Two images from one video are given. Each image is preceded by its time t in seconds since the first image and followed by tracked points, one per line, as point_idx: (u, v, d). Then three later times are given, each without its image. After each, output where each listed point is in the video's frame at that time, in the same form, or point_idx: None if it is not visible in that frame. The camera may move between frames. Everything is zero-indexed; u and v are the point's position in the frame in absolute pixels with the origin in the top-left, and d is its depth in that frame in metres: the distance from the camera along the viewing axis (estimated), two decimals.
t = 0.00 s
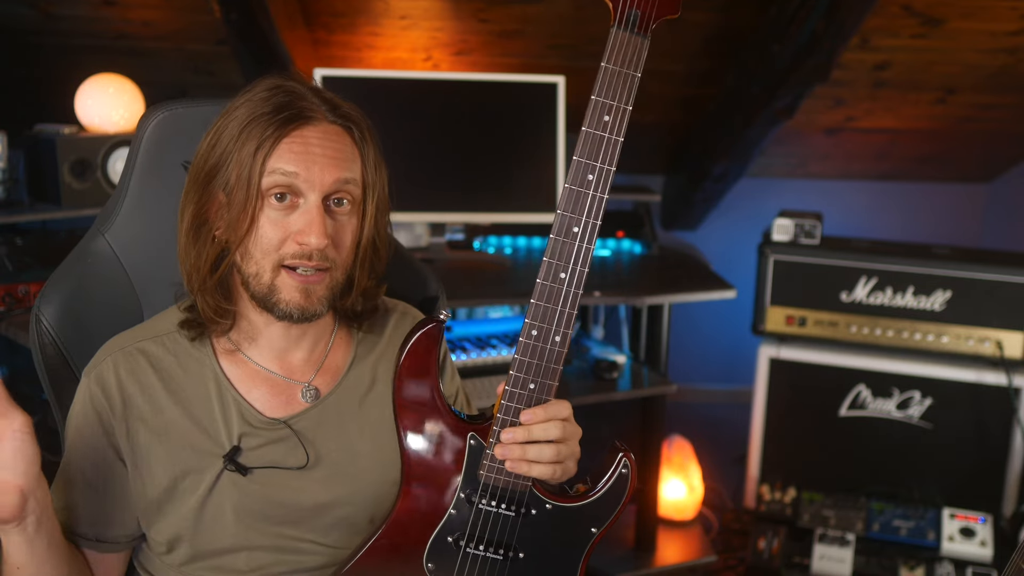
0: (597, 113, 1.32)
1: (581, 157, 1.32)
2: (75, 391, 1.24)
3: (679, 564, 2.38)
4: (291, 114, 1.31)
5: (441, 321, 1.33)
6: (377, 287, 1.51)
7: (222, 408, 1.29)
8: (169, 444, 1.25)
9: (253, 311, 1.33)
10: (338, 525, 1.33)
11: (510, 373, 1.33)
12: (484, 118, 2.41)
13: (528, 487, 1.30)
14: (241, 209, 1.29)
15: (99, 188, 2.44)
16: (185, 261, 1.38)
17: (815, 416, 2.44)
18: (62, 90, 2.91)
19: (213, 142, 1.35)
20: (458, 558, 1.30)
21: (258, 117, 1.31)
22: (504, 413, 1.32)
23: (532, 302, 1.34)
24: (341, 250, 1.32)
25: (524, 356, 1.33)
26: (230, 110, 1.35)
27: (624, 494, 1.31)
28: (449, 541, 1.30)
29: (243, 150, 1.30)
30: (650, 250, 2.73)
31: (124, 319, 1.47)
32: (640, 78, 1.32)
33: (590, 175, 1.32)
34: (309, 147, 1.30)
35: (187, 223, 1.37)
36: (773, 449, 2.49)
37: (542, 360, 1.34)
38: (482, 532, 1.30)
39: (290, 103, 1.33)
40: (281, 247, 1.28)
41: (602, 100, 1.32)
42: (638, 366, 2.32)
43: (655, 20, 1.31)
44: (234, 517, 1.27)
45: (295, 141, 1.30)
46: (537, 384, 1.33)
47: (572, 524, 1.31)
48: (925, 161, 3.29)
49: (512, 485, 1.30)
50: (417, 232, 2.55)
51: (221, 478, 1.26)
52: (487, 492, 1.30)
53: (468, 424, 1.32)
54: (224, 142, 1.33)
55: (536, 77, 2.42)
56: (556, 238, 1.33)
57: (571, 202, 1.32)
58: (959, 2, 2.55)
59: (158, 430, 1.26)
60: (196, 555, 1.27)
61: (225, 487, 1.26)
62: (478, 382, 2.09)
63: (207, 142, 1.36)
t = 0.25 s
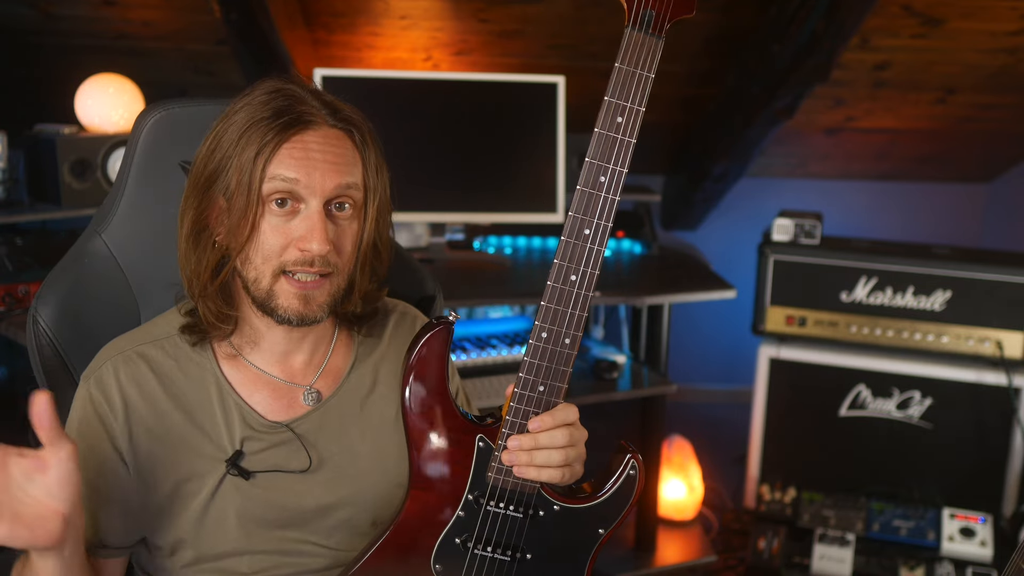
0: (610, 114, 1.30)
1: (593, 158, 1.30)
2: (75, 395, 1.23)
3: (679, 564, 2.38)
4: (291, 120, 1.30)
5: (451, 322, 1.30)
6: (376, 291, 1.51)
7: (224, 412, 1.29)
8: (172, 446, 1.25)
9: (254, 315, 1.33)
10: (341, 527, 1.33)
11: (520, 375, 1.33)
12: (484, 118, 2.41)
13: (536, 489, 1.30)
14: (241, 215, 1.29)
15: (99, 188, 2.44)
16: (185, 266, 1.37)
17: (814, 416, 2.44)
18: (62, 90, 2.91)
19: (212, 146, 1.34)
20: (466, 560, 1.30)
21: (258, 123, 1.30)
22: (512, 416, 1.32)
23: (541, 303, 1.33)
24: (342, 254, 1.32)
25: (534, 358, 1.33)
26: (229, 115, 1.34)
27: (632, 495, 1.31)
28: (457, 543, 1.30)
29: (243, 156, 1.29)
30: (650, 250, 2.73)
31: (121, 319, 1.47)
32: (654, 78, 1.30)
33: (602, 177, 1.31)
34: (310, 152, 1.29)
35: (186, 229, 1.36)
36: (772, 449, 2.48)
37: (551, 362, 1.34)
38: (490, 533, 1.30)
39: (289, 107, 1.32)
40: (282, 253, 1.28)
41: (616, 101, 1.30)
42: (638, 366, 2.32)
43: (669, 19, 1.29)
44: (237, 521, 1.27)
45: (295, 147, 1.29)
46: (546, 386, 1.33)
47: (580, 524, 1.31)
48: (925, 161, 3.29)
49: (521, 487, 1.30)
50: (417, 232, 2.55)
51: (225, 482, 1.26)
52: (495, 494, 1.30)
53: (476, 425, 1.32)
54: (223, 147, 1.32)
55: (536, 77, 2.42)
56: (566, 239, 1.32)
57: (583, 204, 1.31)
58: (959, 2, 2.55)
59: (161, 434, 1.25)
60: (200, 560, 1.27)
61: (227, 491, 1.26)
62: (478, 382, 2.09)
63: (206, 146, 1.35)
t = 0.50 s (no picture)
0: (603, 112, 1.30)
1: (587, 157, 1.30)
2: (78, 393, 1.22)
3: (679, 564, 2.38)
4: (287, 124, 1.31)
5: (446, 322, 1.29)
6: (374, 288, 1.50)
7: (225, 413, 1.29)
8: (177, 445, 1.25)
9: (249, 315, 1.32)
10: (340, 528, 1.33)
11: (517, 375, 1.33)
12: (484, 117, 2.41)
13: (535, 488, 1.30)
14: (236, 217, 1.29)
15: (99, 188, 2.44)
16: (180, 268, 1.37)
17: (814, 416, 2.44)
18: (62, 91, 2.91)
19: (208, 148, 1.34)
20: (465, 560, 1.30)
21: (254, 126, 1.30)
22: (509, 415, 1.31)
23: (538, 303, 1.33)
24: (336, 258, 1.32)
25: (530, 358, 1.33)
26: (226, 117, 1.34)
27: (631, 493, 1.31)
28: (456, 543, 1.30)
29: (239, 159, 1.30)
30: (650, 250, 2.73)
31: (120, 319, 1.47)
32: (648, 76, 1.30)
33: (596, 175, 1.30)
34: (305, 157, 1.29)
35: (179, 231, 1.36)
36: (772, 449, 2.48)
37: (548, 362, 1.33)
38: (488, 533, 1.30)
39: (286, 111, 1.33)
40: (276, 256, 1.28)
41: (609, 99, 1.30)
42: (638, 366, 2.32)
43: (662, 16, 1.28)
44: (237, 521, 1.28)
45: (291, 151, 1.30)
46: (543, 386, 1.33)
47: (579, 523, 1.31)
48: (925, 161, 3.29)
49: (519, 487, 1.30)
50: (417, 232, 2.55)
51: (225, 483, 1.27)
52: (494, 494, 1.30)
53: (473, 426, 1.31)
54: (219, 149, 1.32)
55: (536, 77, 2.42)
56: (561, 239, 1.32)
57: (577, 203, 1.31)
58: (959, 2, 2.55)
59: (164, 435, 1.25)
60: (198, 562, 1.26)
61: (228, 493, 1.27)
62: (477, 383, 2.08)
63: (202, 148, 1.35)
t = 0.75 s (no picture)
0: (602, 113, 1.29)
1: (585, 157, 1.29)
2: (78, 402, 1.21)
3: (679, 564, 2.38)
4: (294, 129, 1.29)
5: (446, 325, 1.30)
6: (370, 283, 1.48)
7: (225, 417, 1.29)
8: (180, 452, 1.25)
9: (252, 320, 1.32)
10: (342, 526, 1.34)
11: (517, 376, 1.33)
12: (484, 118, 2.41)
13: (536, 488, 1.30)
14: (243, 224, 1.28)
15: (99, 188, 2.44)
16: (182, 276, 1.35)
17: (814, 416, 2.44)
18: (62, 91, 2.91)
19: (212, 153, 1.32)
20: (467, 560, 1.29)
21: (261, 131, 1.29)
22: (510, 416, 1.31)
23: (538, 306, 1.32)
24: (344, 263, 1.32)
25: (530, 360, 1.33)
26: (229, 122, 1.32)
27: (631, 492, 1.31)
28: (457, 544, 1.29)
29: (246, 165, 1.28)
30: (650, 250, 2.73)
31: (118, 320, 1.47)
32: (646, 77, 1.29)
33: (595, 176, 1.30)
34: (314, 162, 1.29)
35: (183, 238, 1.34)
36: (772, 449, 2.48)
37: (548, 362, 1.33)
38: (490, 534, 1.30)
39: (291, 116, 1.31)
40: (285, 261, 1.27)
41: (608, 99, 1.29)
42: (638, 366, 2.32)
43: (659, 18, 1.28)
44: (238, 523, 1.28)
45: (300, 157, 1.29)
46: (543, 386, 1.33)
47: (579, 523, 1.31)
48: (925, 161, 3.29)
49: (519, 487, 1.30)
50: (417, 232, 2.55)
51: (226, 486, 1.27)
52: (495, 496, 1.30)
53: (474, 427, 1.31)
54: (224, 155, 1.31)
55: (537, 77, 2.42)
56: (560, 240, 1.31)
57: (576, 203, 1.30)
58: (959, 3, 2.55)
59: (165, 440, 1.25)
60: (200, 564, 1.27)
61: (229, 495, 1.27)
62: (473, 383, 2.08)
63: (205, 153, 1.33)
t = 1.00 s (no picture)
0: (582, 113, 1.26)
1: (567, 161, 1.28)
2: (81, 393, 1.20)
3: (679, 563, 2.38)
4: (307, 121, 1.30)
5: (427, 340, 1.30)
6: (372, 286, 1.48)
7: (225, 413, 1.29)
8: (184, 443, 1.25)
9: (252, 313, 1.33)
10: (342, 526, 1.34)
11: (503, 387, 1.32)
12: (484, 117, 2.41)
13: (527, 497, 1.30)
14: (251, 211, 1.28)
15: (99, 188, 2.44)
16: (185, 264, 1.35)
17: (814, 416, 2.44)
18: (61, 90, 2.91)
19: (222, 141, 1.32)
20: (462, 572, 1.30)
21: (274, 122, 1.30)
22: (499, 426, 1.31)
23: (524, 313, 1.32)
24: (347, 257, 1.32)
25: (518, 369, 1.32)
26: (241, 112, 1.33)
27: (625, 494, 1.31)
28: (451, 556, 1.30)
29: (257, 153, 1.29)
30: (650, 250, 2.73)
31: (116, 320, 1.46)
32: (627, 72, 1.26)
33: (577, 179, 1.29)
34: (325, 154, 1.29)
35: (188, 227, 1.34)
36: (773, 449, 2.48)
37: (536, 370, 1.33)
38: (483, 545, 1.30)
39: (304, 108, 1.32)
40: (290, 251, 1.27)
41: (587, 99, 1.26)
42: (638, 366, 2.32)
43: (639, 9, 1.24)
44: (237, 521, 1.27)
45: (311, 147, 1.29)
46: (531, 395, 1.33)
47: (574, 529, 1.31)
48: (925, 161, 3.29)
49: (511, 497, 1.30)
50: (417, 233, 2.55)
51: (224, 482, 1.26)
52: (486, 507, 1.30)
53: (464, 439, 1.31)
54: (235, 143, 1.31)
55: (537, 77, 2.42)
56: (545, 247, 1.31)
57: (560, 208, 1.30)
58: (959, 3, 2.55)
59: (167, 433, 1.25)
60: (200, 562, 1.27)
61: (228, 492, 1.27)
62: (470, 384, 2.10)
63: (215, 141, 1.34)
